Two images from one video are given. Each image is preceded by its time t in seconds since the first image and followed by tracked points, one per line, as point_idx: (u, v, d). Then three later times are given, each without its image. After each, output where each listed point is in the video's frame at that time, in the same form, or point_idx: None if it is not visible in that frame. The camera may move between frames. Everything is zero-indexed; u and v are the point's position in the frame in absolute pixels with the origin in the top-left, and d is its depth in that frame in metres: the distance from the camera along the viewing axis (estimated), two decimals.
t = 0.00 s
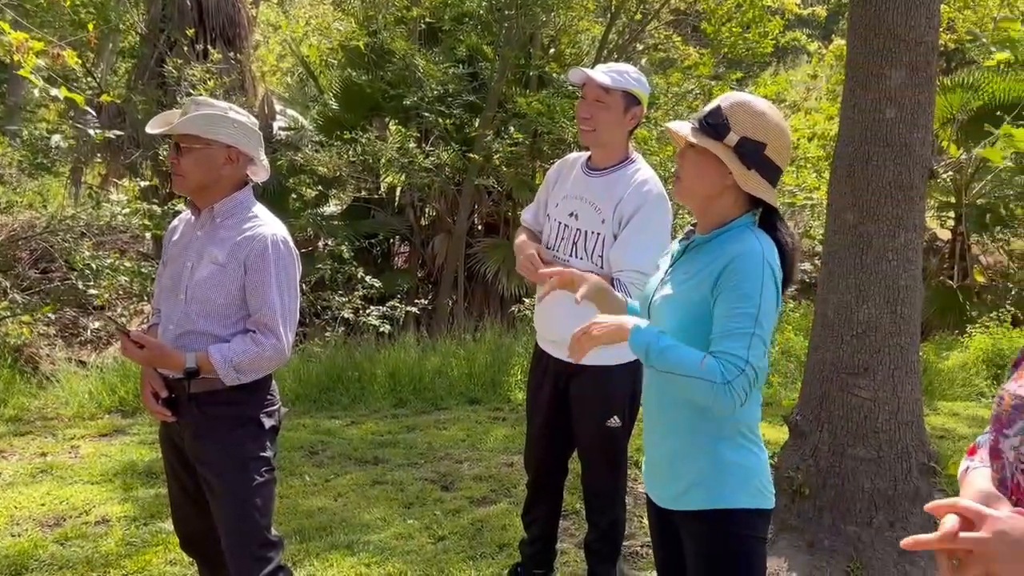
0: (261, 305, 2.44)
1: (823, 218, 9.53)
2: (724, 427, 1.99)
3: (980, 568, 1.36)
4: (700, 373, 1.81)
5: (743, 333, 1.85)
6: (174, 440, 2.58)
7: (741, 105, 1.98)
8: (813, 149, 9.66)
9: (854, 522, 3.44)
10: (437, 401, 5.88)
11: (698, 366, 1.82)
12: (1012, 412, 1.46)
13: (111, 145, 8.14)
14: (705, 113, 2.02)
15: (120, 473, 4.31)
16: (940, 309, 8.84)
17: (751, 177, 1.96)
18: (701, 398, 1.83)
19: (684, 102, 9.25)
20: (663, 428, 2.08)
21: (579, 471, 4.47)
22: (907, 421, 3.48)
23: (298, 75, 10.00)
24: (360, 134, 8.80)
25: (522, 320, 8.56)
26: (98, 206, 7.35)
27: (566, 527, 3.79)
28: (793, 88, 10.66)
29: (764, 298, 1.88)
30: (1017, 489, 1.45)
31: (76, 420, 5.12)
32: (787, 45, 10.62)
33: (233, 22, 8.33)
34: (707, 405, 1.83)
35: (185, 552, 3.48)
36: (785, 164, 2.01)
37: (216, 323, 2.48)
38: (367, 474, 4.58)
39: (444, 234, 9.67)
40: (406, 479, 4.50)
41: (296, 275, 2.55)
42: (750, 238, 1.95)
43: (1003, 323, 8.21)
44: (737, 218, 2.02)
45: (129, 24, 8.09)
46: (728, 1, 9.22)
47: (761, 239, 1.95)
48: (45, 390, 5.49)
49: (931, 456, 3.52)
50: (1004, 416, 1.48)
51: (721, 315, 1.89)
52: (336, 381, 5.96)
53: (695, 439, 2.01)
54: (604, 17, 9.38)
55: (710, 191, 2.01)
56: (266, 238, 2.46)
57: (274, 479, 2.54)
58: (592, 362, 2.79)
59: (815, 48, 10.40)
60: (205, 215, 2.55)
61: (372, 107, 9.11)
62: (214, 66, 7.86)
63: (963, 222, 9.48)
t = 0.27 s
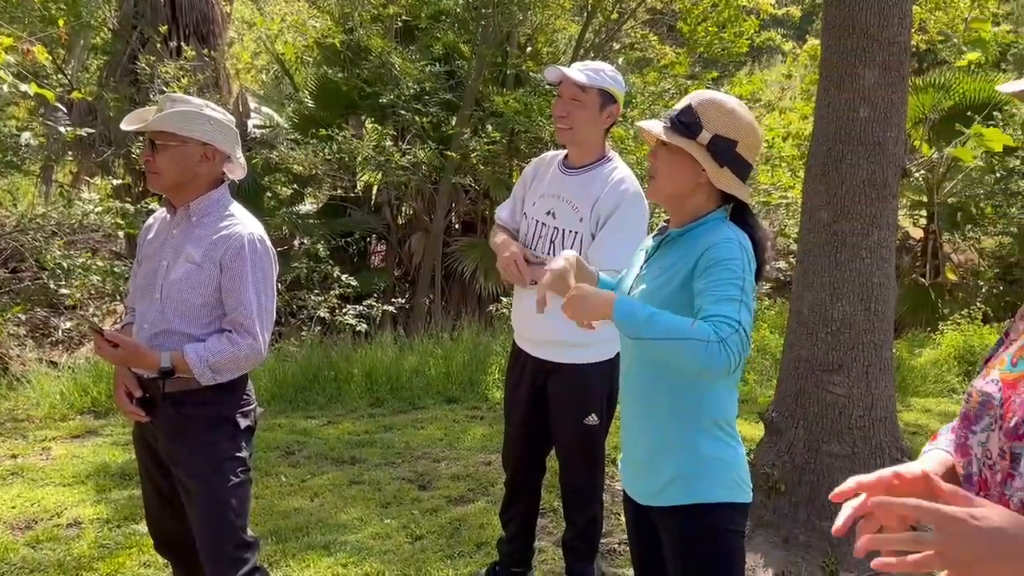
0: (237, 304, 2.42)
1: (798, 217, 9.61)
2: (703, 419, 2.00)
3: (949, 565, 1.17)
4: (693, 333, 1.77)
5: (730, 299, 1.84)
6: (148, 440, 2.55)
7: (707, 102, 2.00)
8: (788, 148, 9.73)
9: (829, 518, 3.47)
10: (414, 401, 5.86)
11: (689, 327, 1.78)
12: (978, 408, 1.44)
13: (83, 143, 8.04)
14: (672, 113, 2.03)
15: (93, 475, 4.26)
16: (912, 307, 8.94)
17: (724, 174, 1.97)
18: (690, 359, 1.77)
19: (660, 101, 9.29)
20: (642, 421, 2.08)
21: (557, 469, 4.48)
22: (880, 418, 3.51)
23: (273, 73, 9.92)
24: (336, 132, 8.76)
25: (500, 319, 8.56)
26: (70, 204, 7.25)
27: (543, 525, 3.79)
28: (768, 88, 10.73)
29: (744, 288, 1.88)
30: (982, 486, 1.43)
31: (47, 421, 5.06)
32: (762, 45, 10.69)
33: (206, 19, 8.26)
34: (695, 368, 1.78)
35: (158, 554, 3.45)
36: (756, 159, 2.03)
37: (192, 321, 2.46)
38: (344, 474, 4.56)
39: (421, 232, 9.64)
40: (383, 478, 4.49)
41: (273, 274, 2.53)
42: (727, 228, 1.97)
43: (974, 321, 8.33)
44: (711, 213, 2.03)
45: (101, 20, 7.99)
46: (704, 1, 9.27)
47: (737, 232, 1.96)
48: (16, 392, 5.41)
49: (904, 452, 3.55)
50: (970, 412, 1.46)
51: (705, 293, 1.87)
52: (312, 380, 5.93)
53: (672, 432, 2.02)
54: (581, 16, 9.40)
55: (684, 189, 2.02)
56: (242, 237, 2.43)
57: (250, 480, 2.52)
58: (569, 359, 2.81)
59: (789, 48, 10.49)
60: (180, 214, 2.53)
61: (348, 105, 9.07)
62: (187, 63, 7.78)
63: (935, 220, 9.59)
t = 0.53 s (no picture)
0: (212, 304, 2.39)
1: (770, 215, 9.70)
2: (676, 418, 2.01)
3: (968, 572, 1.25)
4: (639, 373, 1.84)
5: (681, 337, 1.89)
6: (120, 442, 2.52)
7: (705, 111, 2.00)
8: (760, 147, 9.82)
9: (802, 513, 3.50)
10: (389, 400, 5.84)
11: (639, 368, 1.84)
12: (947, 414, 1.50)
13: (51, 142, 7.93)
14: (674, 113, 1.99)
15: (63, 478, 4.20)
16: (883, 304, 9.05)
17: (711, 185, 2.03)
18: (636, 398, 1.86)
19: (634, 101, 9.33)
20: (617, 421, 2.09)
21: (533, 468, 4.48)
22: (853, 414, 3.55)
23: (245, 71, 9.85)
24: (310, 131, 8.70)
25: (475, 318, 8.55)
26: (38, 204, 7.15)
27: (520, 524, 3.79)
28: (741, 87, 10.81)
29: (706, 291, 1.92)
30: (954, 489, 1.48)
31: (16, 424, 4.98)
32: (734, 44, 10.76)
33: (177, 17, 8.17)
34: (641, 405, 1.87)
35: (131, 558, 3.41)
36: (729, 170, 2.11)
37: (165, 322, 2.43)
38: (319, 475, 4.53)
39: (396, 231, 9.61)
40: (359, 479, 4.47)
41: (248, 274, 2.51)
42: (700, 235, 1.99)
43: (943, 317, 8.45)
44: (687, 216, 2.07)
45: (70, 17, 7.88)
46: (677, 1, 9.31)
47: (705, 235, 2.00)
48: None
49: (876, 447, 3.60)
50: (940, 417, 1.52)
51: (662, 314, 1.92)
52: (286, 381, 5.88)
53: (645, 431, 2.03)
54: (555, 15, 9.41)
55: (672, 192, 2.04)
56: (217, 236, 2.41)
57: (224, 481, 2.50)
58: (547, 358, 2.81)
59: (761, 47, 10.58)
60: (153, 213, 2.50)
61: (321, 104, 9.00)
62: (158, 61, 7.69)
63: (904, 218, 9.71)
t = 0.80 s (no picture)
0: (180, 305, 2.37)
1: (739, 214, 9.78)
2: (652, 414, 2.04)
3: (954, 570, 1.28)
4: (595, 323, 1.92)
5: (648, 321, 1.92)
6: (88, 447, 2.49)
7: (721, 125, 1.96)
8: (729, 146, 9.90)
9: (772, 509, 3.54)
10: (361, 401, 5.82)
11: (597, 319, 1.93)
12: (915, 412, 1.53)
13: (14, 141, 7.79)
14: (688, 121, 1.97)
15: (29, 483, 4.14)
16: (850, 302, 9.17)
17: (706, 203, 2.00)
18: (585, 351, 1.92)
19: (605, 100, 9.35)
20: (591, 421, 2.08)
21: (505, 468, 4.49)
22: (821, 411, 3.60)
23: (214, 69, 9.75)
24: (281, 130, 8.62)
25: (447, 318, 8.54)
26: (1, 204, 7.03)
27: (493, 523, 3.79)
28: (711, 87, 10.89)
29: (690, 294, 1.96)
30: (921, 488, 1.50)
31: None
32: (704, 45, 10.85)
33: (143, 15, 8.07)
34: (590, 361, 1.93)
35: (98, 563, 3.36)
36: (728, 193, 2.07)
37: (133, 323, 2.40)
38: (290, 477, 4.50)
39: (367, 231, 9.57)
40: (330, 480, 4.44)
41: (217, 274, 2.49)
42: (695, 247, 2.02)
43: (908, 314, 8.57)
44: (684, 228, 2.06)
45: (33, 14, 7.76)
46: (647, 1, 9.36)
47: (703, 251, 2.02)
48: None
49: (845, 443, 3.65)
50: (907, 416, 1.55)
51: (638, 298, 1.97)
52: (256, 383, 5.83)
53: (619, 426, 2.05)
54: (526, 15, 9.42)
55: (666, 198, 2.02)
56: (185, 236, 2.39)
57: (194, 485, 2.48)
58: (521, 358, 2.82)
59: (729, 48, 10.68)
60: (121, 213, 2.47)
61: (290, 103, 8.93)
62: (124, 59, 7.59)
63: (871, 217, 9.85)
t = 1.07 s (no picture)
0: (142, 306, 2.34)
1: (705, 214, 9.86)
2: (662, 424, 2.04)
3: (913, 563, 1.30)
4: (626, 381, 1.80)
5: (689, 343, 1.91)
6: (48, 452, 2.45)
7: (739, 130, 2.01)
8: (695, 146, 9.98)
9: (738, 505, 3.58)
10: (328, 403, 5.79)
11: (622, 376, 1.80)
12: (874, 408, 1.55)
13: None
14: (711, 128, 1.98)
15: None
16: (814, 300, 9.29)
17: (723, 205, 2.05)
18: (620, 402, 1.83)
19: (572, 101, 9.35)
20: (597, 432, 2.07)
21: (473, 468, 4.49)
22: (785, 407, 3.65)
23: (176, 69, 9.63)
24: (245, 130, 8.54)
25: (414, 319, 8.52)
26: None
27: (462, 524, 3.79)
28: (677, 87, 10.97)
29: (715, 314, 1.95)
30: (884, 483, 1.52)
31: None
32: (670, 45, 10.92)
33: (104, 14, 7.96)
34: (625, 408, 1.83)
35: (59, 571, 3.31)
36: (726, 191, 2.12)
37: (93, 325, 2.37)
38: (256, 481, 4.46)
39: (334, 232, 9.51)
40: (297, 483, 4.41)
41: (180, 275, 2.46)
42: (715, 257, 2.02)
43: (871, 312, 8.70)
44: (692, 230, 2.07)
45: None
46: (613, 2, 9.40)
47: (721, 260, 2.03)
48: None
49: (808, 439, 3.70)
50: (866, 410, 1.57)
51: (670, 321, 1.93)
52: (221, 386, 5.77)
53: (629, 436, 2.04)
54: (492, 15, 9.42)
55: (689, 206, 2.03)
56: (147, 237, 2.36)
57: (158, 489, 2.45)
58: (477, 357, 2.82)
59: (695, 48, 10.76)
60: (81, 215, 2.44)
61: (255, 103, 8.84)
62: (84, 59, 7.48)
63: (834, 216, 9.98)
